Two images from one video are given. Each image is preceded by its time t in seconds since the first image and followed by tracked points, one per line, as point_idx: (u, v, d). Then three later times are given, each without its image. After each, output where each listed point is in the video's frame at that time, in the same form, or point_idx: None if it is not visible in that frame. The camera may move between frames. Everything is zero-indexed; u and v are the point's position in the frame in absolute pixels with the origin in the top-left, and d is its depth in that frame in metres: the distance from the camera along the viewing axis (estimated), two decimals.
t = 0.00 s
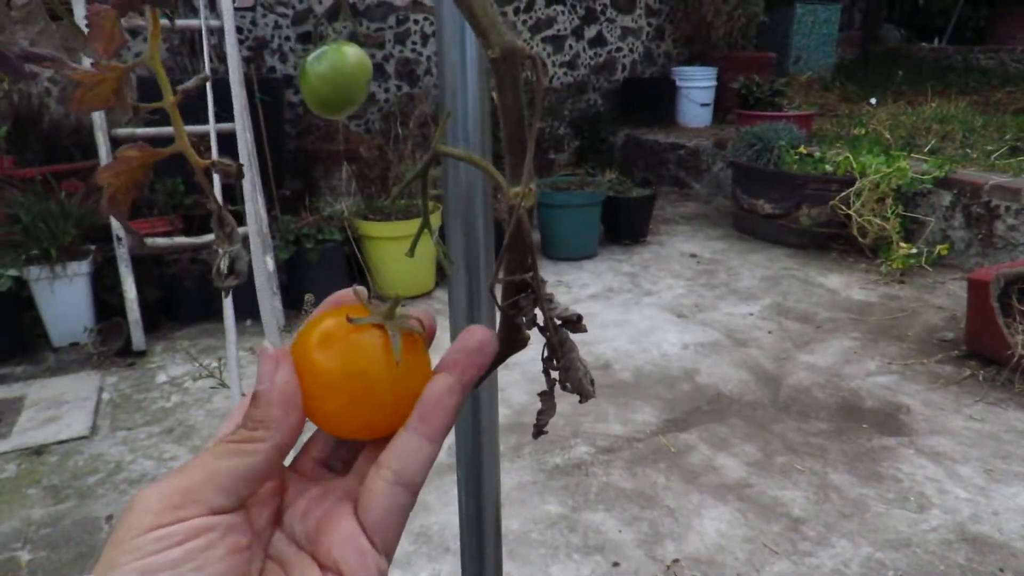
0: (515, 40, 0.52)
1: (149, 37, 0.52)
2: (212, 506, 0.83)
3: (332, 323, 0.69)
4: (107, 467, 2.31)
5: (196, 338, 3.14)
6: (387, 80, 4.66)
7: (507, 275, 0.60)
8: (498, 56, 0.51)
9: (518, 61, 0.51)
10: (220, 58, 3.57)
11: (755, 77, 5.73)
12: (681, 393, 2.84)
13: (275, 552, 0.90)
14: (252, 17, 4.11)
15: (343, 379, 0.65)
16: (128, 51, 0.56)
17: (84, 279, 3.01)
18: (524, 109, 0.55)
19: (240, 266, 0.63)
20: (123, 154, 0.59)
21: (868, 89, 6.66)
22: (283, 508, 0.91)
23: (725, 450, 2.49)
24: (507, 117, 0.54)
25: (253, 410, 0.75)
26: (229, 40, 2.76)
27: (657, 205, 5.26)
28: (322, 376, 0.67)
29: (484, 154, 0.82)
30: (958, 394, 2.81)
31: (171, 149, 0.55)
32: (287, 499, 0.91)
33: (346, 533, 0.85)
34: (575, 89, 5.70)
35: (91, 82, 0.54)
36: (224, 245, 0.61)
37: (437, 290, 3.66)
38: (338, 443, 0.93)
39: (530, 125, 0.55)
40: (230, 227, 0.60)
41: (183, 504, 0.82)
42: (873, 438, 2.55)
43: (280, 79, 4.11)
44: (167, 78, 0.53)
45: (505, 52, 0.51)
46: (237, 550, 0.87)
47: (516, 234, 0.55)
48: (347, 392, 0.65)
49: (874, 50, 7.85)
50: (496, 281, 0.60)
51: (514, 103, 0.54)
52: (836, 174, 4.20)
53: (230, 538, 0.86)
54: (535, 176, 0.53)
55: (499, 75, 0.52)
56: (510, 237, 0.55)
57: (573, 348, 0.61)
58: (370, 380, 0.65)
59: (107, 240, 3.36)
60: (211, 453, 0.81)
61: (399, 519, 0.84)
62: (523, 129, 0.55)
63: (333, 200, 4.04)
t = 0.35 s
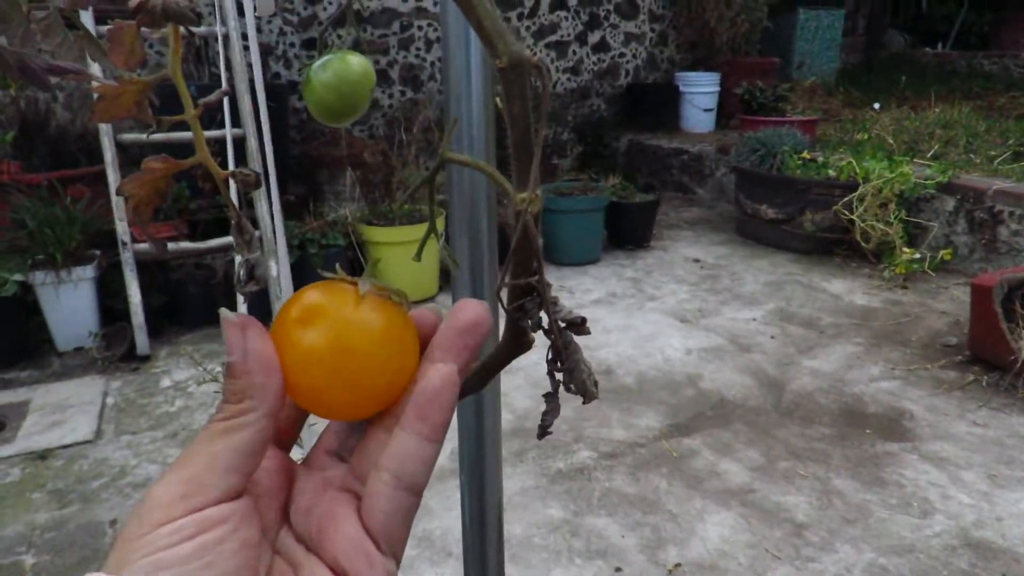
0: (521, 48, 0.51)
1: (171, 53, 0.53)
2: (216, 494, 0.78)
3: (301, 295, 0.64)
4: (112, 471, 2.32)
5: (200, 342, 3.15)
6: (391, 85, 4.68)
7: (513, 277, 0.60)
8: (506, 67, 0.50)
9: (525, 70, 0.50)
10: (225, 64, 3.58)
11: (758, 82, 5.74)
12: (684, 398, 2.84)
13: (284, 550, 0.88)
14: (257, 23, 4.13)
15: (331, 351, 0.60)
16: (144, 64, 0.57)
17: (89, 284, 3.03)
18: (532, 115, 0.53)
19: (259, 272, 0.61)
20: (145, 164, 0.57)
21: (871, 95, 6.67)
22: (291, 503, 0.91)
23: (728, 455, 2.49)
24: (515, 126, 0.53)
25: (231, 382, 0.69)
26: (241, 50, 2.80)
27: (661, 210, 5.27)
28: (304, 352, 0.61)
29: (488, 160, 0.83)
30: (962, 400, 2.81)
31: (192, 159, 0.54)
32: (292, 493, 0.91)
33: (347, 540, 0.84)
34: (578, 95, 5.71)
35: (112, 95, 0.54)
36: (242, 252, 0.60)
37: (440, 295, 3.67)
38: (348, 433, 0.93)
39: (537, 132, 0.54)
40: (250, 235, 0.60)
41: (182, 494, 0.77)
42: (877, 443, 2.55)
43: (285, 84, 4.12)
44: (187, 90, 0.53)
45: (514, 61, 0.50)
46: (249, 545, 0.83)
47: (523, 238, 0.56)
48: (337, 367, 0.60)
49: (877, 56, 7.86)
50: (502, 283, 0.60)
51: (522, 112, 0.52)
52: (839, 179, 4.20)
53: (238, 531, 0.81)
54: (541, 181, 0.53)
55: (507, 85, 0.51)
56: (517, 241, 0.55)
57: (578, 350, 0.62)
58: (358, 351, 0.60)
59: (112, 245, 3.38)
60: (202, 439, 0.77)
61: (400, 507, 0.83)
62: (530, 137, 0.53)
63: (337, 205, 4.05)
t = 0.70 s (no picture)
0: (510, 55, 0.51)
1: (168, 63, 0.53)
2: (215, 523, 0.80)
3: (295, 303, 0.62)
4: (107, 476, 2.32)
5: (196, 347, 3.15)
6: (388, 90, 4.69)
7: (503, 281, 0.58)
8: (495, 74, 0.50)
9: (514, 78, 0.50)
10: (221, 69, 3.59)
11: (753, 87, 5.77)
12: (679, 402, 2.85)
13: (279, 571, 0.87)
14: (253, 28, 4.14)
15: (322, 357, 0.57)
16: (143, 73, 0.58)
17: (85, 289, 3.03)
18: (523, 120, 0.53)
19: (256, 278, 0.62)
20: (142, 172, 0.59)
21: (866, 100, 6.70)
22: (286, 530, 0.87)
23: (723, 458, 2.50)
24: (505, 131, 0.52)
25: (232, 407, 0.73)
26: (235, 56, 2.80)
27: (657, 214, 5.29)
28: (297, 361, 0.58)
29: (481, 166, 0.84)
30: (956, 403, 2.83)
31: (188, 167, 0.55)
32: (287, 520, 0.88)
33: (351, 574, 0.83)
34: (573, 100, 5.73)
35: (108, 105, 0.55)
36: (237, 257, 0.61)
37: (436, 299, 3.68)
38: (339, 460, 0.91)
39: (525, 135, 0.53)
40: (244, 241, 0.60)
41: (181, 520, 0.79)
42: (870, 446, 2.56)
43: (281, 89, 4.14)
44: (184, 99, 0.54)
45: (503, 69, 0.50)
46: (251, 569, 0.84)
47: (513, 244, 0.54)
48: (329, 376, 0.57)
49: (872, 61, 7.89)
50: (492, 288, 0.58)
51: (511, 117, 0.52)
52: (834, 184, 4.22)
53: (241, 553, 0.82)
54: (531, 186, 0.53)
55: (497, 91, 0.51)
56: (506, 247, 0.54)
57: (567, 353, 0.61)
58: (355, 354, 0.57)
59: (108, 250, 3.38)
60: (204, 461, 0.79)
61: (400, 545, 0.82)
62: (520, 141, 0.52)
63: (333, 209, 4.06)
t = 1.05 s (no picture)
0: (500, 61, 0.51)
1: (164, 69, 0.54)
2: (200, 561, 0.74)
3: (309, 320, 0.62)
4: (100, 480, 2.31)
5: (190, 351, 3.15)
6: (383, 94, 4.70)
7: (496, 284, 0.58)
8: (486, 80, 0.51)
9: (504, 83, 0.51)
10: (216, 73, 3.59)
11: (747, 92, 5.79)
12: (673, 405, 2.85)
13: None
14: (248, 32, 4.14)
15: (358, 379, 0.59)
16: (139, 76, 0.58)
17: (79, 292, 3.02)
18: (513, 125, 0.53)
19: (248, 281, 0.62)
20: (138, 177, 0.59)
21: (859, 104, 6.72)
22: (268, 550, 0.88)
23: (718, 462, 2.50)
24: (497, 136, 0.53)
25: (257, 462, 0.72)
26: (230, 61, 2.81)
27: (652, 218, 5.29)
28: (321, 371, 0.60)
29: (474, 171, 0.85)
30: (949, 406, 2.84)
31: (182, 170, 0.55)
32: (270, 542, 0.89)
33: None
34: (568, 103, 5.74)
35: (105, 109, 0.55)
36: (232, 261, 0.61)
37: (431, 303, 3.67)
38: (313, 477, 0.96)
39: (515, 141, 0.54)
40: (238, 244, 0.61)
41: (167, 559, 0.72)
42: (864, 449, 2.57)
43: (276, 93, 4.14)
44: (177, 102, 0.54)
45: (493, 75, 0.51)
46: None
47: (504, 247, 0.55)
48: (372, 394, 0.60)
49: (866, 65, 7.92)
50: (484, 291, 0.58)
51: (502, 122, 0.52)
52: (827, 188, 4.23)
53: None
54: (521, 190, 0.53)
55: (487, 96, 0.51)
56: (496, 250, 0.55)
57: (559, 354, 0.61)
58: (386, 369, 0.60)
59: (102, 254, 3.37)
60: (204, 501, 0.74)
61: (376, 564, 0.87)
62: (511, 146, 0.53)
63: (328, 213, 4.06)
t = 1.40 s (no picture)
0: (493, 62, 0.51)
1: (152, 67, 0.54)
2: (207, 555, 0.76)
3: (309, 309, 0.58)
4: (97, 483, 2.31)
5: (188, 353, 3.15)
6: (380, 97, 4.71)
7: (488, 284, 0.58)
8: (478, 80, 0.50)
9: (497, 85, 0.51)
10: (214, 76, 3.60)
11: (744, 95, 5.81)
12: (670, 408, 2.86)
13: None
14: (246, 35, 4.15)
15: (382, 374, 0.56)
16: (129, 76, 0.58)
17: (76, 296, 3.02)
18: (505, 125, 0.53)
19: (236, 278, 0.62)
20: (125, 174, 0.59)
21: (856, 107, 6.74)
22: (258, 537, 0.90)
23: (716, 464, 2.51)
24: (488, 135, 0.52)
25: (264, 459, 0.70)
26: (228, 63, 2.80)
27: (650, 220, 5.30)
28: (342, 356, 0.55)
29: (468, 172, 0.86)
30: (946, 408, 2.84)
31: (170, 168, 0.56)
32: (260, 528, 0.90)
33: None
34: (566, 107, 5.75)
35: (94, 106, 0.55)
36: (220, 259, 0.61)
37: (428, 306, 3.68)
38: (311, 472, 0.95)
39: (508, 140, 0.53)
40: (226, 243, 0.61)
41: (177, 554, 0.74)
42: (861, 451, 2.57)
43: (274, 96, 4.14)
44: (166, 101, 0.54)
45: (485, 76, 0.50)
46: None
47: (496, 247, 0.54)
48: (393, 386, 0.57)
49: (863, 68, 7.94)
50: (477, 291, 0.58)
51: (494, 121, 0.52)
52: (824, 190, 4.24)
53: None
54: (513, 191, 0.53)
55: (479, 97, 0.51)
56: (488, 251, 0.55)
57: (551, 355, 0.61)
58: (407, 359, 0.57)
59: (99, 257, 3.37)
60: (210, 496, 0.75)
61: (372, 553, 0.88)
62: (502, 146, 0.52)
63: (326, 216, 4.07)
